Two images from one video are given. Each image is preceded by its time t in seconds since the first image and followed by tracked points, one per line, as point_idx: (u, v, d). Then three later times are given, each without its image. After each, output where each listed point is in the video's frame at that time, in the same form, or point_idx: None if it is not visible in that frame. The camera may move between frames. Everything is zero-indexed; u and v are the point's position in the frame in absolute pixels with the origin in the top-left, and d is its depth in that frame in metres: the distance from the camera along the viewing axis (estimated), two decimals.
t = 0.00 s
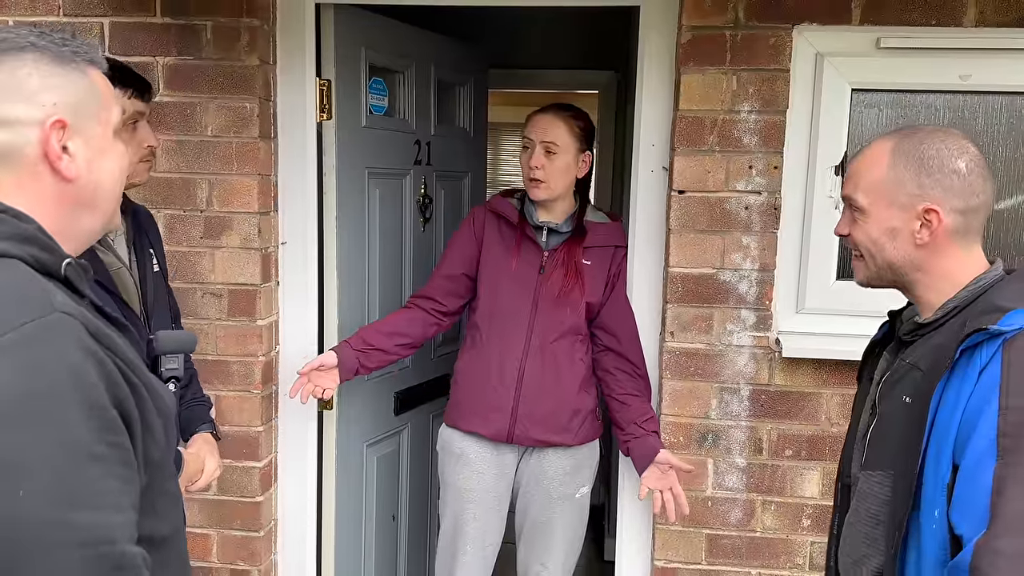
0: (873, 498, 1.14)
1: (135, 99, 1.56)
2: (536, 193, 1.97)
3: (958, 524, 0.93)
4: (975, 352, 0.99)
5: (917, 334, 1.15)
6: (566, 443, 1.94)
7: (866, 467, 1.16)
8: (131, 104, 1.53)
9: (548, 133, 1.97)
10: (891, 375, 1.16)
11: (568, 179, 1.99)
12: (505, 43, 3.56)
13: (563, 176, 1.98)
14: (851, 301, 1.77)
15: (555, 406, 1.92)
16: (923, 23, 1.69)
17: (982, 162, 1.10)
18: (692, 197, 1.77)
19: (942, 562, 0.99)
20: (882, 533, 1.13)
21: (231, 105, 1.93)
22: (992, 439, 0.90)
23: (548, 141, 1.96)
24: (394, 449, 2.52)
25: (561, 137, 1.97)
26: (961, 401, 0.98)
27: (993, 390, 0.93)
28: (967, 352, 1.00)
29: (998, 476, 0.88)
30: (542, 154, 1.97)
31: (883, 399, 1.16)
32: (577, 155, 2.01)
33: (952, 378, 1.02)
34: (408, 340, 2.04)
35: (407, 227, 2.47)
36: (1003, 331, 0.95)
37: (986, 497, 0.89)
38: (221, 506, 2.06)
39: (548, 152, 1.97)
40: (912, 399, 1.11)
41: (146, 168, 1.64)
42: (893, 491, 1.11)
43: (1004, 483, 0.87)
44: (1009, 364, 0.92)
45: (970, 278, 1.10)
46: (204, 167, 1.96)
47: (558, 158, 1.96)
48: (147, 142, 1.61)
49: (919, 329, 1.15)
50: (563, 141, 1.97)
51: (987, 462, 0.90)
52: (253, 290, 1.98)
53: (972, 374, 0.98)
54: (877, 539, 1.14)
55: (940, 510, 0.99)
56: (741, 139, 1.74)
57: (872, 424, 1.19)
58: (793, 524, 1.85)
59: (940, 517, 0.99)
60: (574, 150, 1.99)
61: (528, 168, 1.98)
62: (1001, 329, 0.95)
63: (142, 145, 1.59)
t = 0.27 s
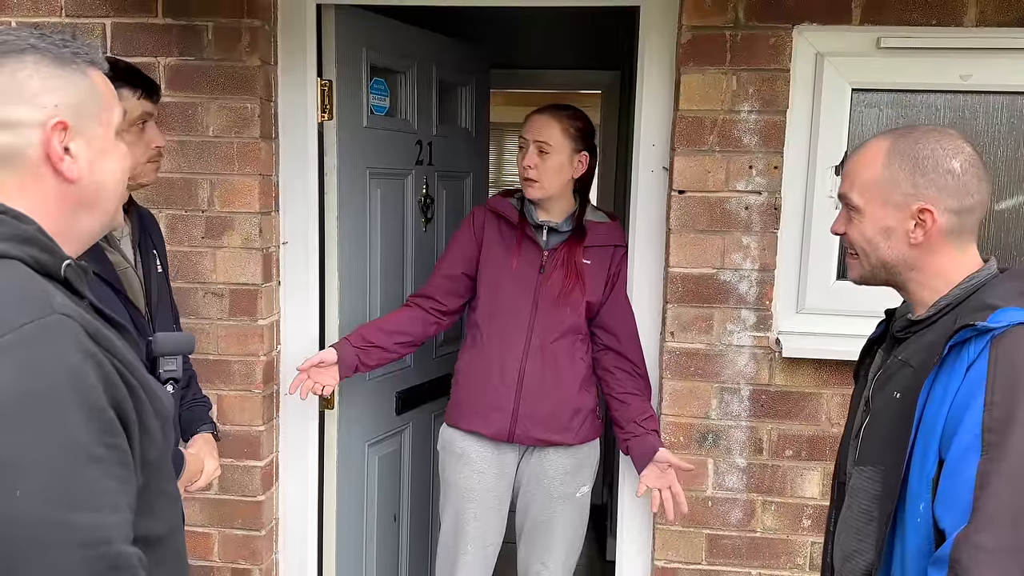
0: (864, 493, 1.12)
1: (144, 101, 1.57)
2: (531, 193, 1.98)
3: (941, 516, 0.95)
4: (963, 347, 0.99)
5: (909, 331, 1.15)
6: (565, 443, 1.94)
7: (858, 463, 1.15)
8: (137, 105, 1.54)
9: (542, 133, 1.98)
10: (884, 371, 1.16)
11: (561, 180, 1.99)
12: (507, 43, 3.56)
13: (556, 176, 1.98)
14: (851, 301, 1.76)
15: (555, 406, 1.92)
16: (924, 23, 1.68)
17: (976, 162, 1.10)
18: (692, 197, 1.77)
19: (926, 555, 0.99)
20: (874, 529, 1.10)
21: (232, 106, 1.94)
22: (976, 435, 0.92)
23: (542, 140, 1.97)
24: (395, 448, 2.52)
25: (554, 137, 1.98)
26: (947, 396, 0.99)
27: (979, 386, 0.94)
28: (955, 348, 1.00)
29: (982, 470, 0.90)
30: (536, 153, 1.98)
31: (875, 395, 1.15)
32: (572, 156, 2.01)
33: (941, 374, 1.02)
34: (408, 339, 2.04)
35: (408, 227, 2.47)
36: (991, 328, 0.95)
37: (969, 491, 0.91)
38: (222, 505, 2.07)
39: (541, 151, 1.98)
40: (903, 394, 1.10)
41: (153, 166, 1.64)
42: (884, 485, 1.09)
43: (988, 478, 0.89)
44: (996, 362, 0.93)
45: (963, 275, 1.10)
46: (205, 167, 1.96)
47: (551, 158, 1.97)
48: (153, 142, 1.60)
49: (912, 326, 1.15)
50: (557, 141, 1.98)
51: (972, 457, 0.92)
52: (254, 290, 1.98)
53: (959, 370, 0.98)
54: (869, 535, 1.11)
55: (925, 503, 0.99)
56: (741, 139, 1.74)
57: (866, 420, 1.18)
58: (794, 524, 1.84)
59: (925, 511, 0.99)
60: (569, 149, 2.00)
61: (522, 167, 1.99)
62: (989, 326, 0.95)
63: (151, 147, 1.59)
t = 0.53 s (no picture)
0: (859, 491, 1.13)
1: (150, 102, 1.58)
2: (525, 193, 2.01)
3: (935, 514, 0.96)
4: (954, 346, 1.00)
5: (903, 330, 1.16)
6: (563, 442, 1.95)
7: (852, 461, 1.15)
8: (145, 108, 1.56)
9: (531, 133, 2.02)
10: (876, 370, 1.17)
11: (551, 180, 2.01)
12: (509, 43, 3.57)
13: (547, 175, 2.00)
14: (851, 301, 1.77)
15: (552, 405, 1.93)
16: (924, 23, 1.69)
17: (970, 163, 1.10)
18: (692, 198, 1.78)
19: (921, 552, 1.00)
20: (869, 527, 1.11)
21: (235, 107, 1.95)
22: (969, 432, 0.93)
23: (531, 139, 2.01)
24: (397, 448, 2.54)
25: (543, 137, 2.01)
26: (938, 394, 1.00)
27: (970, 385, 0.95)
28: (946, 347, 1.01)
29: (974, 468, 0.91)
30: (526, 152, 2.01)
31: (869, 393, 1.16)
32: (564, 156, 2.02)
33: (932, 372, 1.03)
34: (410, 338, 2.05)
35: (411, 227, 2.48)
36: (982, 326, 0.96)
37: (963, 489, 0.92)
38: (225, 503, 2.08)
39: (531, 150, 2.01)
40: (895, 393, 1.10)
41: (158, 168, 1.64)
42: (878, 483, 1.10)
43: (979, 476, 0.90)
44: (985, 360, 0.95)
45: (956, 275, 1.10)
46: (208, 168, 1.98)
47: (540, 157, 1.99)
48: (160, 144, 1.61)
49: (905, 325, 1.15)
50: (545, 140, 2.01)
51: (964, 455, 0.93)
52: (256, 290, 1.99)
53: (950, 368, 0.99)
54: (864, 532, 1.12)
55: (918, 500, 1.00)
56: (741, 139, 1.75)
57: (860, 418, 1.18)
58: (794, 523, 1.85)
59: (918, 508, 1.00)
60: (558, 149, 2.01)
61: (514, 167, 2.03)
62: (980, 325, 0.96)
63: (157, 148, 1.60)
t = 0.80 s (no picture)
0: (851, 487, 1.14)
1: (150, 100, 1.60)
2: (524, 193, 2.03)
3: (927, 508, 0.97)
4: (943, 343, 1.02)
5: (893, 328, 1.17)
6: (560, 440, 1.96)
7: (844, 457, 1.16)
8: (145, 106, 1.58)
9: (531, 134, 2.03)
10: (868, 367, 1.18)
11: (551, 179, 2.02)
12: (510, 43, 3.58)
13: (547, 175, 2.01)
14: (847, 300, 1.78)
15: (550, 403, 1.94)
16: (920, 23, 1.70)
17: (957, 163, 1.12)
18: (690, 197, 1.79)
19: (912, 547, 1.02)
20: (861, 522, 1.12)
21: (237, 107, 1.97)
22: (958, 428, 0.95)
23: (530, 140, 2.02)
24: (398, 446, 2.56)
25: (542, 137, 2.02)
26: (929, 390, 1.01)
27: (959, 381, 0.97)
28: (935, 344, 1.03)
29: (963, 462, 0.93)
30: (525, 154, 2.03)
31: (860, 390, 1.18)
32: (563, 155, 2.04)
33: (922, 369, 1.05)
34: (409, 337, 2.07)
35: (411, 227, 2.50)
36: (970, 323, 0.98)
37: (953, 484, 0.94)
38: (226, 500, 2.10)
39: (531, 152, 2.02)
40: (886, 389, 1.11)
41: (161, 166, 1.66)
42: (869, 478, 1.11)
43: (970, 470, 0.91)
44: (974, 356, 0.96)
45: (944, 274, 1.12)
46: (210, 168, 2.00)
47: (539, 158, 2.01)
48: (161, 141, 1.63)
49: (894, 322, 1.17)
50: (545, 141, 2.02)
51: (954, 450, 0.94)
52: (258, 288, 2.01)
53: (940, 365, 1.01)
54: (856, 528, 1.13)
55: (909, 496, 1.02)
56: (738, 139, 1.76)
57: (851, 415, 1.20)
58: (791, 520, 1.86)
59: (909, 503, 1.01)
60: (557, 149, 2.03)
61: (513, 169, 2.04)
62: (968, 321, 0.98)
63: (159, 146, 1.62)
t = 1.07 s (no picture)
0: (843, 487, 1.16)
1: (153, 102, 1.62)
2: (522, 194, 2.04)
3: (916, 507, 0.98)
4: (932, 343, 1.03)
5: (883, 329, 1.18)
6: (561, 440, 1.98)
7: (836, 457, 1.18)
8: (149, 108, 1.60)
9: (530, 137, 2.04)
10: (859, 369, 1.19)
11: (551, 181, 2.04)
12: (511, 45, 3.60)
13: (546, 177, 2.03)
14: (844, 301, 1.79)
15: (550, 403, 1.96)
16: (916, 26, 1.71)
17: (947, 166, 1.13)
18: (688, 199, 1.81)
19: (901, 545, 1.03)
20: (852, 522, 1.14)
21: (239, 110, 1.99)
22: (946, 427, 0.96)
23: (529, 143, 2.04)
24: (400, 445, 2.57)
25: (541, 139, 2.04)
26: (918, 390, 1.03)
27: (948, 381, 0.98)
28: (925, 344, 1.04)
29: (952, 461, 0.94)
30: (525, 156, 2.04)
31: (852, 391, 1.19)
32: (562, 157, 2.05)
33: (912, 370, 1.06)
34: (411, 338, 2.09)
35: (413, 228, 2.52)
36: (959, 324, 0.99)
37: (941, 483, 0.95)
38: (229, 499, 2.12)
39: (530, 154, 2.04)
40: (877, 390, 1.13)
41: (165, 167, 1.68)
42: (861, 478, 1.12)
43: (958, 469, 0.93)
44: (962, 356, 0.97)
45: (934, 275, 1.13)
46: (213, 169, 2.02)
47: (538, 160, 2.02)
48: (164, 143, 1.65)
49: (886, 324, 1.18)
50: (543, 144, 2.04)
51: (943, 449, 0.95)
52: (260, 289, 2.03)
53: (929, 365, 1.02)
54: (848, 527, 1.15)
55: (899, 495, 1.03)
56: (736, 141, 1.77)
57: (844, 416, 1.21)
58: (788, 520, 1.87)
59: (899, 502, 1.03)
60: (556, 152, 2.04)
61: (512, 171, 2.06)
62: (956, 322, 0.99)
63: (162, 147, 1.64)
